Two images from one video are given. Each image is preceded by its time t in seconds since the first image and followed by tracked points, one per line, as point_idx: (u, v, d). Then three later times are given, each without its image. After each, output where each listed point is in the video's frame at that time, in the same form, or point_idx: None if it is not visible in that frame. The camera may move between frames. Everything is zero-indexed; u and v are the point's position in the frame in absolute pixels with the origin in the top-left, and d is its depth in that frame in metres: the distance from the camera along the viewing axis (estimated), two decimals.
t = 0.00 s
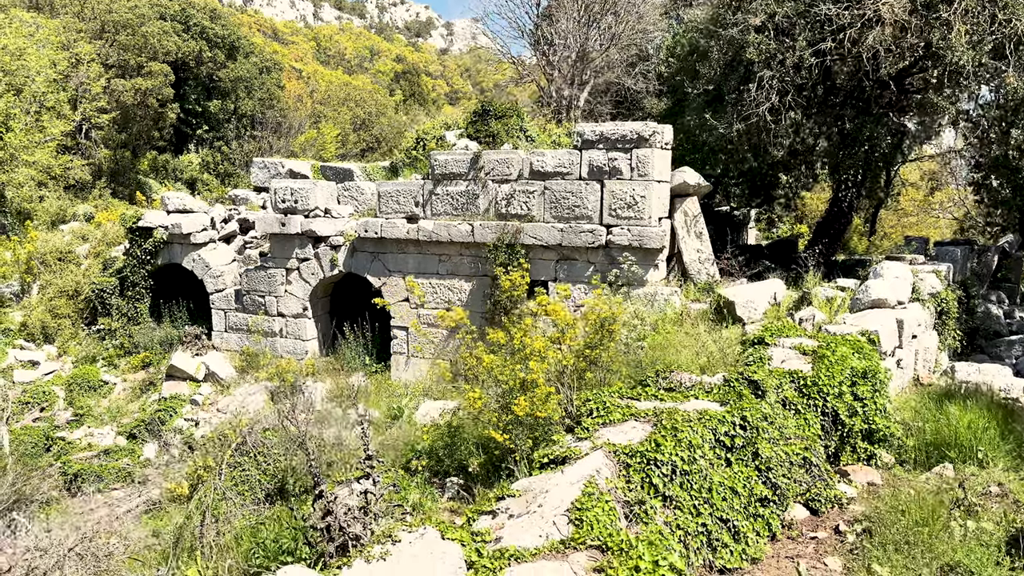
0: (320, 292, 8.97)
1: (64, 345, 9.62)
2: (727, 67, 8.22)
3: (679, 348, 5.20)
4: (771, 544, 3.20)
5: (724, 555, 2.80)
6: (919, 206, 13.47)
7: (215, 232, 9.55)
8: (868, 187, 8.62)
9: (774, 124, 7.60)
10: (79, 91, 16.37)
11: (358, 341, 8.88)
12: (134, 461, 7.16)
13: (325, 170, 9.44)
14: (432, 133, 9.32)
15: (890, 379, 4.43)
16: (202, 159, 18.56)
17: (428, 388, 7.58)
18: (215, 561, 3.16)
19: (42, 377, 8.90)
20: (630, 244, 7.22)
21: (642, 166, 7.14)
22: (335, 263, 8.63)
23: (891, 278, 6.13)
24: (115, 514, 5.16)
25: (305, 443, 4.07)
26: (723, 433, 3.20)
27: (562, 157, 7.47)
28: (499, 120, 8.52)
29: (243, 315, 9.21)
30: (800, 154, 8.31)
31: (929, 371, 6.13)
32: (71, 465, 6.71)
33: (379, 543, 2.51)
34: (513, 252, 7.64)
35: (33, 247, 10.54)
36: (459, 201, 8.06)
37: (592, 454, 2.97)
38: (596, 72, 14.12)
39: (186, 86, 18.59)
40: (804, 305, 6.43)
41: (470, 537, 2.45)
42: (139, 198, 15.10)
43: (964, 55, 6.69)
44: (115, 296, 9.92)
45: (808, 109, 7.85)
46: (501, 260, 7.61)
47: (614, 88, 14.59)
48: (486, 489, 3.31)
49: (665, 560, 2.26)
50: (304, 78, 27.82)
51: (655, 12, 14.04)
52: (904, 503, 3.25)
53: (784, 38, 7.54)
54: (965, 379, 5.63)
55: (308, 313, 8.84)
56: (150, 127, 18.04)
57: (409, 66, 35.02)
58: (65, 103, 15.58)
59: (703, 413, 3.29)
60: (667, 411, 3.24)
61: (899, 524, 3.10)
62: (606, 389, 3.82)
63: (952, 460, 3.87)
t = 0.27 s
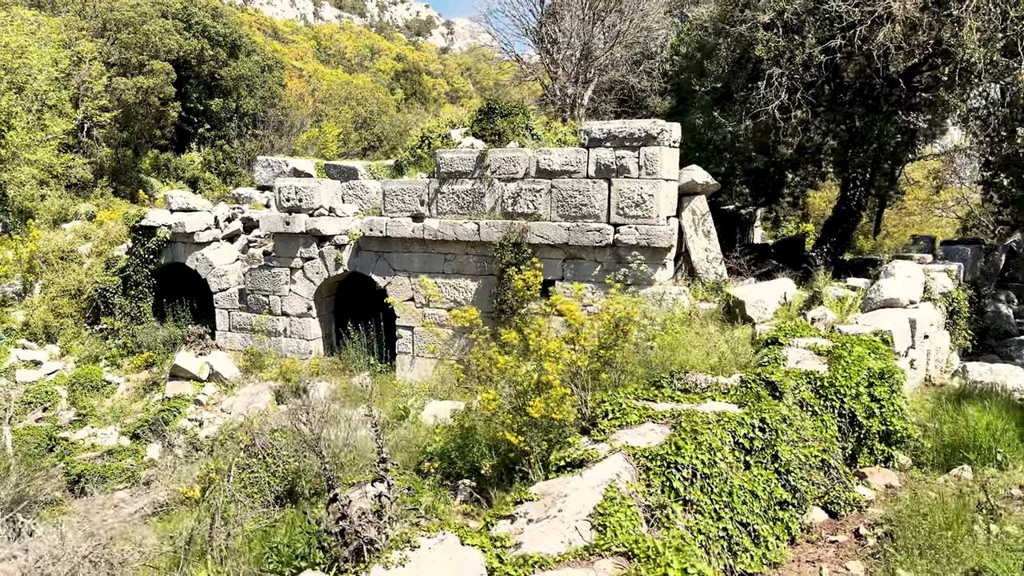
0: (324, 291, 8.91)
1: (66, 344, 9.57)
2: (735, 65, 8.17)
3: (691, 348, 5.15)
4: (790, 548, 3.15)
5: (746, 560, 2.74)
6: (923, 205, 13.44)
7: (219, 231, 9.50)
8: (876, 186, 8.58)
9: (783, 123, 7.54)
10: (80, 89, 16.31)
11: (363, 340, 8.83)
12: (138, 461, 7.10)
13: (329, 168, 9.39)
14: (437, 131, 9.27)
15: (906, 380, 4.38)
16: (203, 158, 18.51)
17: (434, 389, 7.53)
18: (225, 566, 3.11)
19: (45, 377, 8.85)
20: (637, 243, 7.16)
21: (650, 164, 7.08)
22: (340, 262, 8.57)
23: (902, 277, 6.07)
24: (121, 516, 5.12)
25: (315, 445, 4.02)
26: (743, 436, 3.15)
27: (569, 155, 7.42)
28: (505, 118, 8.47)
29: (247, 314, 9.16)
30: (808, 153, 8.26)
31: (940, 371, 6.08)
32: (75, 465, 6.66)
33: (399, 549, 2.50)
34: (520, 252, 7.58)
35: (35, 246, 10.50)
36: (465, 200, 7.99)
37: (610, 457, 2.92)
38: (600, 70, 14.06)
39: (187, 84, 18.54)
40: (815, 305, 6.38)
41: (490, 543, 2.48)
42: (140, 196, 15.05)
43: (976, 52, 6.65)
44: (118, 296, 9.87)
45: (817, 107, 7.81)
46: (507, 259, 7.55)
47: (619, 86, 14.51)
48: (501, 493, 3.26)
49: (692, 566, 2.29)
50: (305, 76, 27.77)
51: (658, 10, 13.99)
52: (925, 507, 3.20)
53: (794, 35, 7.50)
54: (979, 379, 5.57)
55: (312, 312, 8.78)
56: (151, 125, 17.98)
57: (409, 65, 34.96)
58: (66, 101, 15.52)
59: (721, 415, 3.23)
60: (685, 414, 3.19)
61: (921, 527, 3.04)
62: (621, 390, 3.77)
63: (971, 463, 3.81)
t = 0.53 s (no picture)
0: (330, 290, 8.88)
1: (70, 343, 9.52)
2: (743, 63, 8.13)
3: (703, 348, 5.11)
4: (811, 551, 3.11)
5: (768, 563, 2.70)
6: (928, 204, 13.39)
7: (223, 230, 9.46)
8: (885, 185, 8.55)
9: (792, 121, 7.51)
10: (83, 88, 16.29)
11: (368, 339, 8.79)
12: (143, 461, 7.06)
13: (334, 167, 9.36)
14: (442, 129, 9.23)
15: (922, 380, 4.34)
16: (205, 157, 18.46)
17: (441, 388, 7.50)
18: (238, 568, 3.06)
19: (49, 376, 8.81)
20: (646, 242, 7.12)
21: (659, 162, 7.04)
22: (346, 261, 8.54)
23: (914, 276, 6.03)
24: (128, 517, 5.08)
25: (326, 445, 3.97)
26: (763, 436, 3.10)
27: (576, 153, 7.37)
28: (511, 117, 8.43)
29: (252, 314, 9.12)
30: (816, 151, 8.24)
31: (952, 371, 6.03)
32: (80, 465, 6.62)
33: (420, 552, 2.49)
34: (527, 250, 7.54)
35: (38, 245, 10.47)
36: (471, 198, 7.95)
37: (631, 458, 2.88)
38: (604, 68, 14.01)
39: (189, 83, 18.50)
40: (825, 304, 6.34)
41: (512, 546, 2.47)
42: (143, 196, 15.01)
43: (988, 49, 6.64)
44: (122, 295, 9.83)
45: (826, 104, 7.77)
46: (514, 258, 7.51)
47: (623, 84, 14.47)
48: (518, 495, 3.21)
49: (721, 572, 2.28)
50: (305, 75, 27.71)
51: (663, 8, 13.94)
52: (947, 508, 3.16)
53: (803, 32, 7.47)
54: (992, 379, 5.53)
55: (318, 311, 8.74)
56: (153, 124, 17.95)
57: (410, 64, 34.89)
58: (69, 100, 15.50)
59: (741, 415, 3.19)
60: (704, 414, 3.15)
61: (944, 529, 3.00)
62: (636, 390, 3.73)
63: (990, 464, 3.76)
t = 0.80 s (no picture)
0: (336, 290, 8.86)
1: (75, 343, 9.49)
2: (753, 60, 8.08)
3: (716, 345, 5.07)
4: (833, 551, 3.07)
5: (792, 563, 2.66)
6: (934, 203, 13.36)
7: (229, 228, 9.43)
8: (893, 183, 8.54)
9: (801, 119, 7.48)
10: (86, 86, 16.27)
11: (375, 338, 8.77)
12: (149, 461, 7.02)
13: (340, 165, 9.35)
14: (449, 127, 9.20)
15: (940, 378, 4.31)
16: (208, 156, 18.44)
17: (448, 387, 7.46)
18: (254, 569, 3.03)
19: (53, 375, 8.77)
20: (655, 241, 7.08)
21: (668, 160, 7.00)
22: (352, 260, 8.51)
23: (926, 274, 5.99)
24: (137, 517, 5.04)
25: (339, 445, 3.93)
26: (785, 436, 3.07)
27: (585, 151, 7.33)
28: (518, 115, 8.40)
29: (257, 313, 9.09)
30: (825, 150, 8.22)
31: (965, 370, 5.98)
32: (86, 465, 6.59)
33: (447, 553, 2.49)
34: (534, 249, 7.50)
35: (42, 243, 10.43)
36: (479, 197, 7.91)
37: (655, 458, 2.84)
38: (609, 67, 13.95)
39: (192, 82, 18.50)
40: (837, 302, 6.31)
41: (540, 547, 2.43)
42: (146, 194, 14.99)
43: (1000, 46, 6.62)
44: (127, 294, 9.79)
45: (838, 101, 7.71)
46: (522, 256, 7.47)
47: (628, 82, 14.41)
48: (537, 495, 3.17)
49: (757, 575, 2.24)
50: (307, 75, 27.67)
51: (667, 7, 13.91)
52: (970, 508, 3.12)
53: (813, 30, 7.44)
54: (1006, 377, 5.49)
55: (324, 310, 8.72)
56: (156, 123, 17.92)
57: (411, 63, 34.86)
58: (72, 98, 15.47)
59: (764, 414, 3.15)
60: (726, 413, 3.11)
61: (969, 530, 2.95)
62: (654, 389, 3.70)
63: (1011, 463, 3.72)
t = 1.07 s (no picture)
0: (343, 288, 8.82)
1: (81, 342, 9.46)
2: (764, 58, 8.05)
3: (731, 344, 5.03)
4: (860, 552, 3.03)
5: (823, 565, 2.63)
6: (940, 201, 13.33)
7: (236, 227, 9.40)
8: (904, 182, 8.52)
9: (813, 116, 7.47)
10: (90, 85, 16.26)
11: (383, 337, 8.73)
12: (157, 460, 6.98)
13: (347, 164, 9.32)
14: (456, 126, 9.17)
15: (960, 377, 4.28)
16: (211, 155, 18.40)
17: (458, 386, 7.42)
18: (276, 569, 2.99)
19: (60, 375, 8.74)
20: (665, 239, 7.04)
21: (679, 158, 6.96)
22: (360, 259, 8.47)
23: (941, 273, 5.95)
24: (149, 517, 5.01)
25: (357, 445, 3.90)
26: (813, 436, 3.04)
27: (595, 149, 7.29)
28: (527, 113, 8.36)
29: (265, 311, 9.06)
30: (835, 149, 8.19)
31: (981, 369, 5.94)
32: (94, 464, 6.55)
33: (480, 555, 2.58)
34: (544, 248, 7.46)
35: (47, 242, 10.40)
36: (488, 195, 7.88)
37: (683, 458, 2.83)
38: (614, 65, 13.91)
39: (195, 80, 18.48)
40: (851, 301, 6.27)
41: (572, 549, 2.46)
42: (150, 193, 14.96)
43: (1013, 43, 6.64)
44: (133, 292, 9.75)
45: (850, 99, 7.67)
46: (532, 255, 7.43)
47: (633, 81, 14.38)
48: (560, 496, 3.14)
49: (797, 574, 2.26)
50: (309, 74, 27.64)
51: (673, 5, 13.88)
52: (999, 509, 3.08)
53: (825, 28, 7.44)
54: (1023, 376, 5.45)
55: (331, 309, 8.69)
56: (159, 121, 17.90)
57: (412, 62, 34.81)
58: (76, 97, 15.46)
59: (790, 414, 3.12)
60: (753, 413, 3.08)
61: (999, 530, 2.91)
62: (676, 388, 3.66)
63: None
